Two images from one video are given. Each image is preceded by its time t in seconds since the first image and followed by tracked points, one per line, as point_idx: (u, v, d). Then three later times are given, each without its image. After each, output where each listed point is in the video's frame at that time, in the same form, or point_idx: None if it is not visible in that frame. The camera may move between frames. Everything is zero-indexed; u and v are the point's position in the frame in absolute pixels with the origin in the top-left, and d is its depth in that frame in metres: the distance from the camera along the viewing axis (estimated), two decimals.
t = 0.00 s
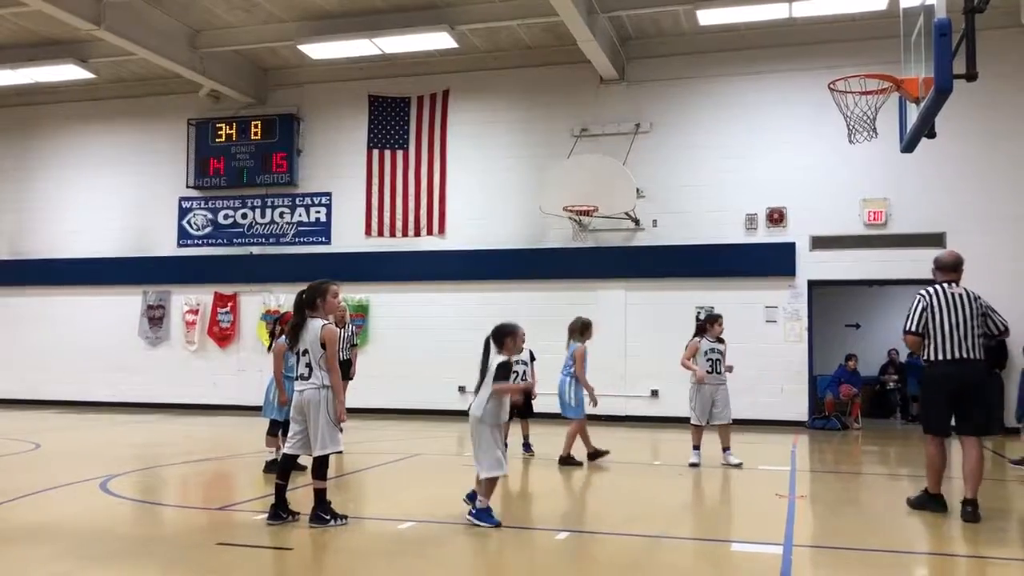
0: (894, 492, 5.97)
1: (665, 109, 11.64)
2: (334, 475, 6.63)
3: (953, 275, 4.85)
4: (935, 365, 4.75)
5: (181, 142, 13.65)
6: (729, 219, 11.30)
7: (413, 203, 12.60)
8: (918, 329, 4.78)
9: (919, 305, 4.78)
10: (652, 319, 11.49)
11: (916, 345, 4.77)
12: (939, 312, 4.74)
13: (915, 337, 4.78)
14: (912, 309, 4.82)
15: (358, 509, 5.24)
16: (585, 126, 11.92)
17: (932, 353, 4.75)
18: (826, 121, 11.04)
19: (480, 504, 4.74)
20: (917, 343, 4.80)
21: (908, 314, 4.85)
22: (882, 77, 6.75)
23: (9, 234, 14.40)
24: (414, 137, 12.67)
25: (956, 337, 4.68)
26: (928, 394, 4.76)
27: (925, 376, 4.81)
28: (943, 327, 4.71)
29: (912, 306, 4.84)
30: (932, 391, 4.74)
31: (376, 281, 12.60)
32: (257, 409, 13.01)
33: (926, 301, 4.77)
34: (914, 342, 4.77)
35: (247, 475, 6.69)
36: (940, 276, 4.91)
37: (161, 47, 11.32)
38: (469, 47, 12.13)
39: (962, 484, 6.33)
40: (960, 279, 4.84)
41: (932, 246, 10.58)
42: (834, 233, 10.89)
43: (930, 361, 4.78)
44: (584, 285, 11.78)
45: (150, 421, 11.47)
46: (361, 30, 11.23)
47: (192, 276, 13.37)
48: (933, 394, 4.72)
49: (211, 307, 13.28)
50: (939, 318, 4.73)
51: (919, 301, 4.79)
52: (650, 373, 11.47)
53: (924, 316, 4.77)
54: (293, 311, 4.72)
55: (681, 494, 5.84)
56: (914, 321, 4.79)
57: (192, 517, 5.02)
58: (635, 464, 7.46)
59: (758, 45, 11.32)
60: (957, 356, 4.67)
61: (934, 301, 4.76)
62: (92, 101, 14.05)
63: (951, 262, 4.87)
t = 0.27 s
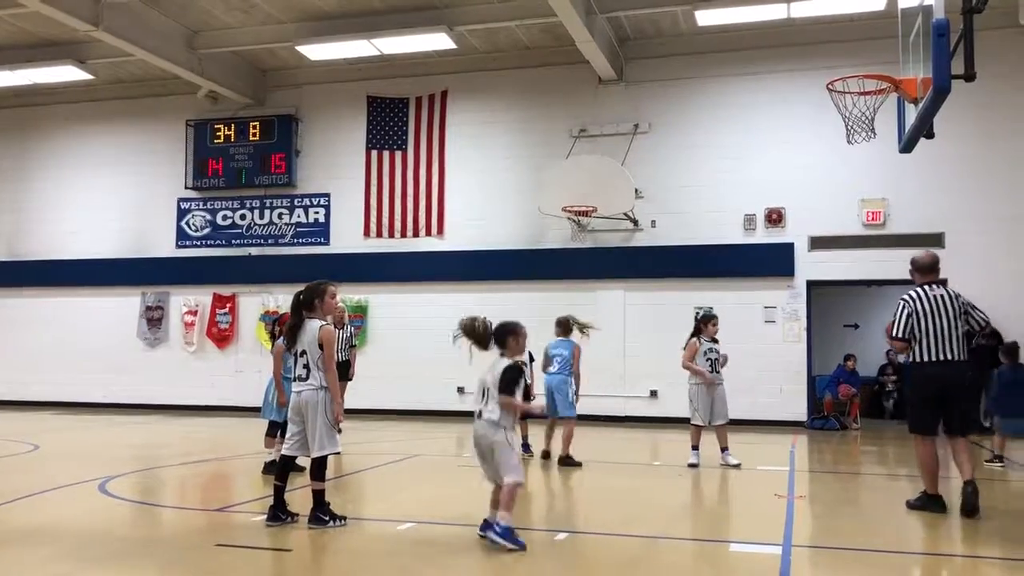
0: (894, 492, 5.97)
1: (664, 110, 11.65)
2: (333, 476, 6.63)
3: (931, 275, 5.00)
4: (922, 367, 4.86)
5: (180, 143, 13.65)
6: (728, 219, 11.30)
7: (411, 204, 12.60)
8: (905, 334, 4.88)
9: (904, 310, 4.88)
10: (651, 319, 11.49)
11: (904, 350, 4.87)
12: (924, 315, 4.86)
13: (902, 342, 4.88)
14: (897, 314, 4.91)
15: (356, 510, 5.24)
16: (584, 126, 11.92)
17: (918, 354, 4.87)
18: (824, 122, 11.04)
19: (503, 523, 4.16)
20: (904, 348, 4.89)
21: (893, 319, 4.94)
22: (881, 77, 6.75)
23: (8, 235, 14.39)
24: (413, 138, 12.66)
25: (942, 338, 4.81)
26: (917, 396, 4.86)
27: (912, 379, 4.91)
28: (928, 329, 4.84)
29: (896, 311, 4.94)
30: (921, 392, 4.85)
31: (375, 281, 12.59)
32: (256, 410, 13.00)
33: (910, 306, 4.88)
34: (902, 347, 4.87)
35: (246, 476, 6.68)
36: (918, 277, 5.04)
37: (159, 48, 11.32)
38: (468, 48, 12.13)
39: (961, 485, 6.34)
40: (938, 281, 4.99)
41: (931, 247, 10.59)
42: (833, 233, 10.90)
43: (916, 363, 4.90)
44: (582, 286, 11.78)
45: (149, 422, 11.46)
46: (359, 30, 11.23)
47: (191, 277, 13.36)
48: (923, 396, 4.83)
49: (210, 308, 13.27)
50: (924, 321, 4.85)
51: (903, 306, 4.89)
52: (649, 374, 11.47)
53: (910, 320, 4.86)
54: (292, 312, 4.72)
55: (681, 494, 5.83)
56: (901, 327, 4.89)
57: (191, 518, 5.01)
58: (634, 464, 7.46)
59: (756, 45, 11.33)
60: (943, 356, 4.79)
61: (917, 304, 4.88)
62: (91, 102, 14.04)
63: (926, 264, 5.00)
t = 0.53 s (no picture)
0: (894, 495, 5.97)
1: (665, 112, 11.66)
2: (333, 478, 6.63)
3: (921, 281, 5.19)
4: (915, 370, 5.01)
5: (181, 146, 13.66)
6: (728, 222, 11.31)
7: (412, 207, 12.60)
8: (904, 337, 4.96)
9: (905, 314, 4.96)
10: (651, 322, 11.50)
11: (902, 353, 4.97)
12: (921, 319, 4.98)
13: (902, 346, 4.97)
14: (897, 318, 4.98)
15: (357, 512, 5.25)
16: (585, 129, 11.93)
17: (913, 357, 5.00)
18: (825, 124, 11.05)
19: (506, 526, 4.12)
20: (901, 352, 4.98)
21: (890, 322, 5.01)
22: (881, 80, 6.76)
23: (9, 238, 14.40)
24: (413, 141, 12.67)
25: (936, 343, 4.98)
26: (910, 398, 5.00)
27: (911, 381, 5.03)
28: (924, 333, 4.98)
29: (896, 313, 4.99)
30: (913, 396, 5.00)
31: (375, 284, 12.60)
32: (257, 412, 13.00)
33: (909, 310, 4.97)
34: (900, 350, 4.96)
35: (246, 479, 6.68)
36: (911, 281, 5.19)
37: (160, 51, 11.33)
38: (468, 50, 12.14)
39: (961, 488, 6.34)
40: (927, 284, 5.18)
41: (930, 249, 10.60)
42: (833, 236, 10.91)
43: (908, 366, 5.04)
44: (583, 288, 11.79)
45: (149, 425, 11.46)
46: (360, 33, 11.24)
47: (192, 279, 13.36)
48: (919, 399, 4.96)
49: (210, 311, 13.27)
50: (921, 325, 4.98)
51: (904, 309, 4.96)
52: (649, 376, 11.47)
53: (911, 325, 4.95)
54: (291, 315, 4.73)
55: (681, 497, 5.84)
56: (901, 331, 4.96)
57: (191, 521, 5.01)
58: (635, 467, 7.46)
59: (756, 48, 11.34)
60: (937, 360, 4.97)
61: (915, 308, 4.98)
62: (91, 104, 14.06)
63: (920, 268, 5.18)
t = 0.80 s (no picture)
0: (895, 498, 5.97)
1: (666, 115, 11.67)
2: (334, 481, 6.64)
3: (917, 285, 5.33)
4: (915, 372, 5.15)
5: (183, 149, 13.69)
6: (729, 225, 11.32)
7: (413, 210, 12.63)
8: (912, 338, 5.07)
9: (915, 316, 5.07)
10: (652, 325, 11.50)
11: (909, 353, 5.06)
12: (927, 323, 5.12)
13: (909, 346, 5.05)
14: (906, 318, 5.07)
15: (358, 515, 5.26)
16: (585, 132, 11.95)
17: (916, 359, 5.13)
18: (825, 128, 11.07)
19: (506, 537, 4.08)
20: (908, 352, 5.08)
21: (899, 321, 5.09)
22: (881, 84, 6.78)
23: (11, 241, 14.42)
24: (415, 144, 12.70)
25: (935, 348, 5.15)
26: (912, 400, 5.14)
27: (912, 382, 5.17)
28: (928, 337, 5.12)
29: (906, 314, 5.07)
30: (910, 397, 5.15)
31: (376, 287, 12.62)
32: (258, 415, 13.02)
33: (919, 313, 5.09)
34: (908, 350, 5.06)
35: (248, 482, 6.70)
36: (912, 284, 5.30)
37: (162, 55, 11.36)
38: (469, 54, 12.17)
39: (962, 490, 6.34)
40: (922, 288, 5.34)
41: (931, 252, 10.60)
42: (834, 239, 10.92)
43: (908, 367, 5.18)
44: (584, 291, 11.80)
45: (151, 428, 11.47)
46: (362, 37, 11.27)
47: (194, 282, 13.38)
48: (920, 400, 5.11)
49: (212, 314, 13.29)
50: (926, 329, 5.13)
51: (914, 311, 5.07)
52: (650, 379, 11.48)
53: (921, 328, 5.08)
54: (291, 318, 4.74)
55: (682, 500, 5.85)
56: (912, 332, 5.06)
57: (193, 524, 5.02)
58: (637, 470, 7.47)
59: (757, 51, 11.36)
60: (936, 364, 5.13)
61: (922, 311, 5.12)
62: (94, 108, 14.09)
63: (921, 274, 5.31)
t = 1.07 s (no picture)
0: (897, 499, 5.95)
1: (667, 116, 11.66)
2: (335, 483, 6.63)
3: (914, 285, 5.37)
4: (916, 369, 5.19)
5: (184, 151, 13.69)
6: (731, 226, 11.30)
7: (415, 212, 12.62)
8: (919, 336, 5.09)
9: (921, 314, 5.10)
10: (654, 326, 11.48)
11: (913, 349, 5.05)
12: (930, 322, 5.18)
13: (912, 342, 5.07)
14: (910, 315, 5.11)
15: (360, 517, 5.25)
16: (587, 133, 11.93)
17: (917, 357, 5.17)
18: (827, 129, 11.05)
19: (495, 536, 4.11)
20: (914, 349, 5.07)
21: (904, 317, 5.12)
22: (883, 84, 6.77)
23: (12, 243, 14.43)
24: (416, 145, 12.69)
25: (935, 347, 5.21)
26: (912, 398, 5.20)
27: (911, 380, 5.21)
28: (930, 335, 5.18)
29: (912, 310, 5.11)
30: (910, 395, 5.20)
31: (378, 289, 12.61)
32: (259, 417, 13.01)
33: (924, 310, 5.12)
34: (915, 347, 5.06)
35: (249, 484, 6.68)
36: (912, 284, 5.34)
37: (163, 57, 11.36)
38: (471, 55, 12.16)
39: (965, 492, 6.32)
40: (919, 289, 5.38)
41: (933, 253, 10.57)
42: (836, 240, 10.90)
43: (908, 365, 5.22)
44: (585, 293, 11.78)
45: (152, 430, 11.46)
46: (363, 39, 11.27)
47: (195, 284, 13.38)
48: (919, 399, 5.18)
49: (213, 315, 13.29)
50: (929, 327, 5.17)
51: (919, 308, 5.12)
52: (652, 381, 11.46)
53: (924, 325, 5.11)
54: (293, 319, 4.72)
55: (684, 502, 5.83)
56: (919, 328, 5.09)
57: (194, 526, 5.01)
58: (639, 472, 7.45)
59: (759, 52, 11.35)
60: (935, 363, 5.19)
61: (926, 309, 5.16)
62: (95, 110, 14.09)
63: (920, 276, 5.38)
